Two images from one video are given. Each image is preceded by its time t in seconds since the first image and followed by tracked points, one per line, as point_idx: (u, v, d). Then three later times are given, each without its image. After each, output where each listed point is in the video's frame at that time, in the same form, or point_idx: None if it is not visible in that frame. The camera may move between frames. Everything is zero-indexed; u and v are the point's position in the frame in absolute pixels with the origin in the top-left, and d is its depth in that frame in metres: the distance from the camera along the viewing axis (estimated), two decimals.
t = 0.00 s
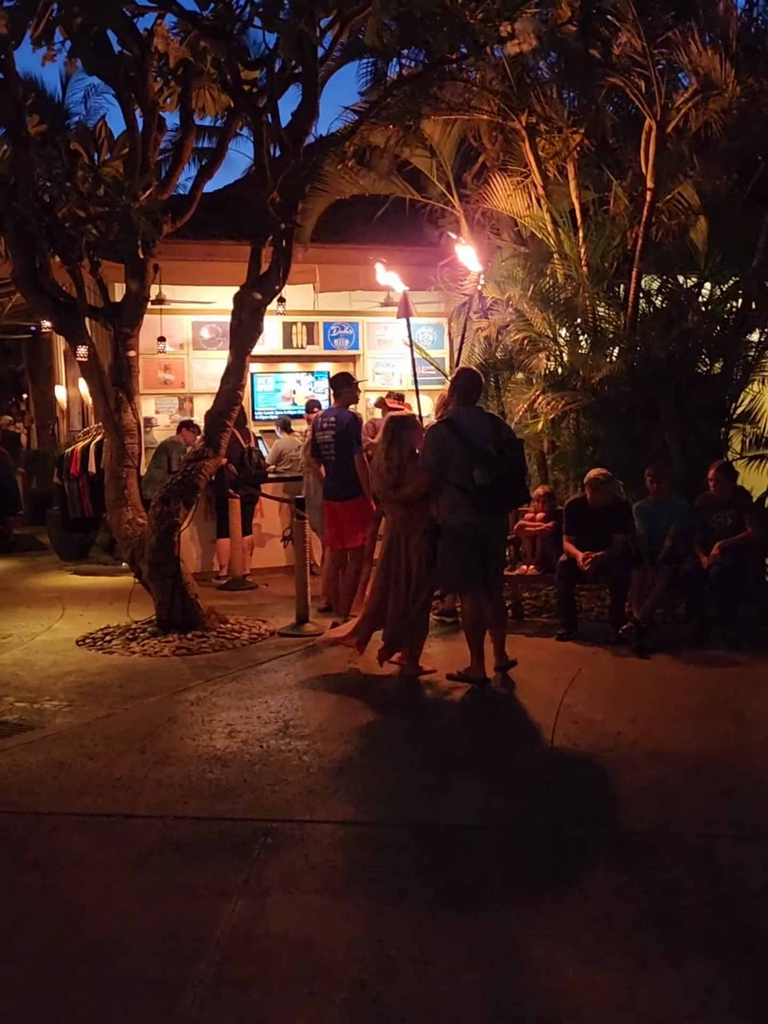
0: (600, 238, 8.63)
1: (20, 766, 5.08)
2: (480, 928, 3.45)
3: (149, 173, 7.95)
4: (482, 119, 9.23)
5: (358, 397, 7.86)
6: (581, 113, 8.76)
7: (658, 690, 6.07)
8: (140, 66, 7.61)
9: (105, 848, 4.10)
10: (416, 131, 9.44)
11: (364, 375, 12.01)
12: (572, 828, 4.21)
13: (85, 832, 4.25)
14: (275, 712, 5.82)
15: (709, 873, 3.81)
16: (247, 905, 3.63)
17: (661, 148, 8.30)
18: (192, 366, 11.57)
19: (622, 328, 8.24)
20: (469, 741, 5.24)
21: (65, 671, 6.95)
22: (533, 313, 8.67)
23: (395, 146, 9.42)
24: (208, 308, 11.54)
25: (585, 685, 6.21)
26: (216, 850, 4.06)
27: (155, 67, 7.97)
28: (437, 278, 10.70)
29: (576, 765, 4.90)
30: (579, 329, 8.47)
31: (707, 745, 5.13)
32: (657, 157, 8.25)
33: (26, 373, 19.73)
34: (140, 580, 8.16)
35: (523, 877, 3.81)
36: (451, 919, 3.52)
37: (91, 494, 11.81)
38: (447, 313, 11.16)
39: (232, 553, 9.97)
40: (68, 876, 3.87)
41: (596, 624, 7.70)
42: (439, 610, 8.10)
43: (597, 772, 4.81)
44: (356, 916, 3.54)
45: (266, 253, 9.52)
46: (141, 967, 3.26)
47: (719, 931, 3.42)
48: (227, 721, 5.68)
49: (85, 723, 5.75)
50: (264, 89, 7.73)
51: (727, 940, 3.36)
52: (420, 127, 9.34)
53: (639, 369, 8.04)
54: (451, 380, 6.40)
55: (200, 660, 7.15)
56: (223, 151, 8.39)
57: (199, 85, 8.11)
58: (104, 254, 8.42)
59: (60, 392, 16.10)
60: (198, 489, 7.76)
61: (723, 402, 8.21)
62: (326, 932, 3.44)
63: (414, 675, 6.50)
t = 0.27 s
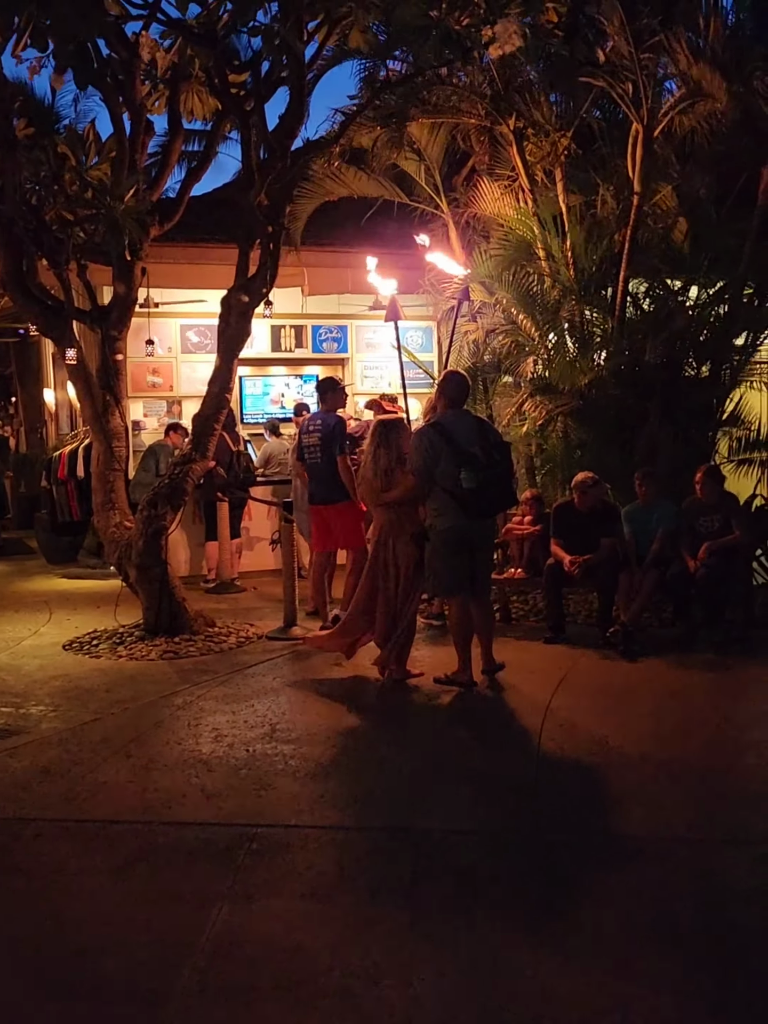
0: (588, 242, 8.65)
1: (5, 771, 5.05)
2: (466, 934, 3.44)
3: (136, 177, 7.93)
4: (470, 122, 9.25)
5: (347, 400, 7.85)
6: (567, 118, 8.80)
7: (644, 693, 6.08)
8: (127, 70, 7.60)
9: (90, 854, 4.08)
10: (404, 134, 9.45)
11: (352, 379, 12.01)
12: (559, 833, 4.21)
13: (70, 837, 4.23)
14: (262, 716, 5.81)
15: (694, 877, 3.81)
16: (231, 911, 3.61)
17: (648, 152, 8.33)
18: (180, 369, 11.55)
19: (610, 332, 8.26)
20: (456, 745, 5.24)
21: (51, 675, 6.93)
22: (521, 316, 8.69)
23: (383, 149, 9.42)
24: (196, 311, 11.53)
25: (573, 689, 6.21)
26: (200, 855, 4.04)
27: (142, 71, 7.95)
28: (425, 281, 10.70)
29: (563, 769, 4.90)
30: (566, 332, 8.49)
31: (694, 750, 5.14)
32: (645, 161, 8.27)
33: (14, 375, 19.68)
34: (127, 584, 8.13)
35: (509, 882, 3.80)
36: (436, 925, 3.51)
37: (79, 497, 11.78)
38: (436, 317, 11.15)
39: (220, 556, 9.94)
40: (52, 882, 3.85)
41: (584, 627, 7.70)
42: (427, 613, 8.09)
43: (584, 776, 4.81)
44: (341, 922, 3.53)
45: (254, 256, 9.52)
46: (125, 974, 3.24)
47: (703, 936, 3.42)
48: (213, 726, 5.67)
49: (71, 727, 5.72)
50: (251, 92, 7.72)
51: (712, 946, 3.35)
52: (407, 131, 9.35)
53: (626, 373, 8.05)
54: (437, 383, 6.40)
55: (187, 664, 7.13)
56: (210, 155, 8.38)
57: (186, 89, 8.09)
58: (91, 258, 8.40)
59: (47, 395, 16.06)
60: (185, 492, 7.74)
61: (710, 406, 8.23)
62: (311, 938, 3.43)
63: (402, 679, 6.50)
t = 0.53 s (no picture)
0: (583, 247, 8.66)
1: None
2: (461, 940, 3.43)
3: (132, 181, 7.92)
4: (467, 127, 9.26)
5: (342, 404, 7.85)
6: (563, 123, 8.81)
7: (640, 698, 6.07)
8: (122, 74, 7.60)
9: (84, 860, 4.06)
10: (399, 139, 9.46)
11: (348, 383, 12.00)
12: (555, 838, 4.19)
13: (63, 843, 4.21)
14: (257, 721, 5.79)
15: (690, 883, 3.80)
16: (224, 917, 3.59)
17: (643, 157, 8.34)
18: (175, 374, 11.54)
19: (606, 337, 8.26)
20: (451, 750, 5.22)
21: (45, 680, 6.90)
22: (516, 321, 8.69)
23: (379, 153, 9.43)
24: (192, 316, 11.52)
25: (569, 694, 6.19)
26: (194, 861, 4.02)
27: (138, 76, 7.96)
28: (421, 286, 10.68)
29: (559, 775, 4.88)
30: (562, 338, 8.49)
31: (690, 755, 5.12)
32: (640, 165, 8.28)
33: (10, 381, 19.65)
34: (122, 589, 8.11)
35: (504, 888, 3.78)
36: (431, 930, 3.49)
37: (74, 502, 11.75)
38: (432, 321, 11.14)
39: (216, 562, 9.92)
40: (44, 888, 3.83)
41: (580, 632, 7.69)
42: (423, 618, 8.08)
43: (580, 781, 4.79)
44: (335, 928, 3.51)
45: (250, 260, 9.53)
46: (117, 980, 3.22)
47: (699, 942, 3.40)
48: (208, 731, 5.64)
49: (66, 733, 5.70)
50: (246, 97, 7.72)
51: (709, 951, 3.34)
52: (403, 135, 9.35)
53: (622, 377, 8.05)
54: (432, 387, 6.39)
55: (182, 669, 7.11)
56: (205, 159, 8.37)
57: (181, 94, 8.09)
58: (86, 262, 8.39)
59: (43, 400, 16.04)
60: (180, 497, 7.73)
61: (705, 410, 8.23)
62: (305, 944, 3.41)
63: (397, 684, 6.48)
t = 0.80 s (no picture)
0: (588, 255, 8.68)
1: (4, 784, 5.04)
2: (464, 948, 3.43)
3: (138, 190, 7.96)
4: (471, 136, 9.29)
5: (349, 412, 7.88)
6: (567, 132, 8.84)
7: (645, 707, 6.06)
8: (129, 84, 7.64)
9: (88, 867, 4.07)
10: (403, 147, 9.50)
11: (353, 391, 12.01)
12: (558, 847, 4.19)
13: (67, 850, 4.22)
14: (261, 728, 5.80)
15: (694, 892, 3.79)
16: (228, 924, 3.60)
17: (647, 165, 8.35)
18: (181, 382, 11.57)
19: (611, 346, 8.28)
20: (455, 759, 5.22)
21: (50, 687, 6.91)
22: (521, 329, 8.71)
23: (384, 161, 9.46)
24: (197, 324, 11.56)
25: (573, 702, 6.19)
26: (197, 869, 4.03)
27: (144, 85, 8.00)
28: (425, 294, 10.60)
29: (562, 783, 4.88)
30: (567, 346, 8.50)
31: (694, 764, 5.12)
32: (644, 174, 8.30)
33: (16, 388, 19.71)
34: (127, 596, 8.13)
35: (507, 897, 3.78)
36: (434, 939, 3.49)
37: (80, 509, 11.77)
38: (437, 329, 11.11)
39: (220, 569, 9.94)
40: (48, 895, 3.83)
41: (585, 640, 7.68)
42: (428, 626, 8.08)
43: (584, 790, 4.79)
44: (338, 937, 3.51)
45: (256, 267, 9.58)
46: (121, 987, 3.22)
47: (702, 952, 3.39)
48: (212, 738, 5.65)
49: (70, 740, 5.71)
50: (252, 106, 7.76)
51: (712, 960, 3.34)
52: (407, 143, 9.38)
53: (626, 385, 8.06)
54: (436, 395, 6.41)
55: (186, 677, 7.12)
56: (211, 168, 8.41)
57: (187, 103, 8.13)
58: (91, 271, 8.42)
59: (50, 408, 16.08)
60: (185, 504, 7.75)
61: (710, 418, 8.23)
62: (308, 951, 3.42)
63: (402, 692, 6.48)
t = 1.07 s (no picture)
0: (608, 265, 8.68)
1: (25, 792, 5.06)
2: (485, 958, 3.42)
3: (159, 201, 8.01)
4: (490, 146, 9.32)
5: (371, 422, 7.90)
6: (586, 142, 8.85)
7: (666, 717, 6.03)
8: (151, 97, 7.70)
9: (109, 876, 4.08)
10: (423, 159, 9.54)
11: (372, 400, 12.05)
12: (579, 857, 4.17)
13: (89, 859, 4.23)
14: (281, 737, 5.80)
15: (716, 902, 3.77)
16: (248, 933, 3.61)
17: (667, 175, 8.35)
18: (201, 391, 11.62)
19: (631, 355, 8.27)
20: (475, 768, 5.21)
21: (72, 696, 6.95)
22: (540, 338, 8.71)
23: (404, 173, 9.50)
24: (217, 335, 11.62)
25: (593, 712, 6.17)
26: (218, 878, 4.04)
27: (165, 98, 8.06)
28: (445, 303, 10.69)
29: (583, 793, 4.86)
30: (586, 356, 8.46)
31: (715, 773, 5.09)
32: (663, 183, 8.30)
33: (37, 398, 19.85)
34: (148, 605, 8.16)
35: (527, 906, 3.77)
36: (456, 948, 3.49)
37: (101, 518, 11.83)
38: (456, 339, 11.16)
39: (241, 578, 9.97)
40: (70, 904, 3.85)
41: (605, 649, 7.66)
42: (448, 635, 8.08)
43: (604, 800, 4.78)
44: (359, 946, 3.51)
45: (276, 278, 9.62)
46: (143, 995, 3.23)
47: (725, 963, 3.37)
48: (232, 747, 5.66)
49: (92, 749, 5.73)
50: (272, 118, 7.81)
51: (734, 970, 3.32)
52: (427, 154, 9.42)
53: (646, 394, 8.05)
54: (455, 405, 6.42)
55: (206, 686, 7.14)
56: (232, 180, 8.46)
57: (208, 116, 8.19)
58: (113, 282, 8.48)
59: (71, 418, 16.19)
60: (205, 513, 7.78)
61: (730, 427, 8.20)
62: (329, 961, 3.42)
63: (422, 701, 6.47)
